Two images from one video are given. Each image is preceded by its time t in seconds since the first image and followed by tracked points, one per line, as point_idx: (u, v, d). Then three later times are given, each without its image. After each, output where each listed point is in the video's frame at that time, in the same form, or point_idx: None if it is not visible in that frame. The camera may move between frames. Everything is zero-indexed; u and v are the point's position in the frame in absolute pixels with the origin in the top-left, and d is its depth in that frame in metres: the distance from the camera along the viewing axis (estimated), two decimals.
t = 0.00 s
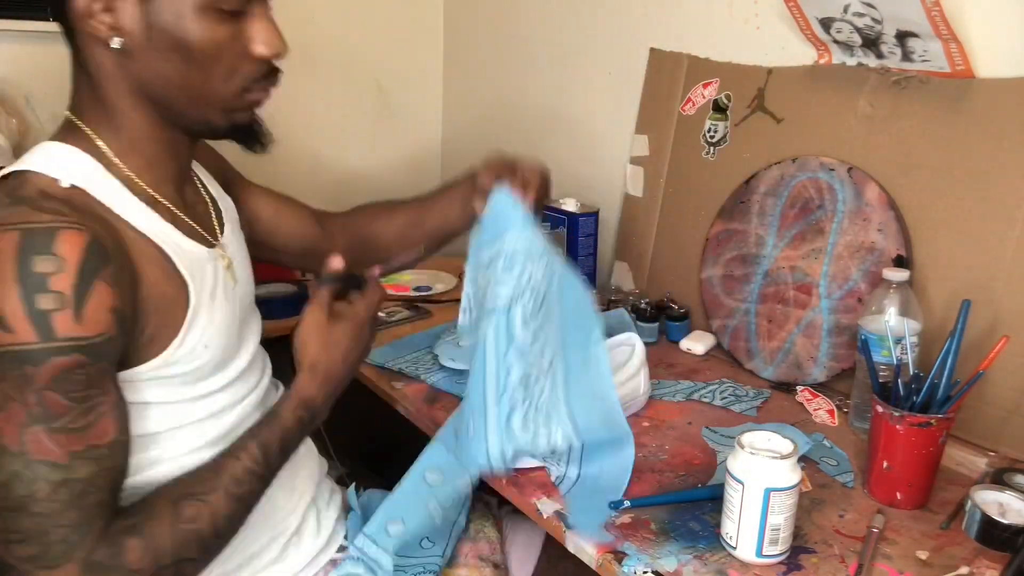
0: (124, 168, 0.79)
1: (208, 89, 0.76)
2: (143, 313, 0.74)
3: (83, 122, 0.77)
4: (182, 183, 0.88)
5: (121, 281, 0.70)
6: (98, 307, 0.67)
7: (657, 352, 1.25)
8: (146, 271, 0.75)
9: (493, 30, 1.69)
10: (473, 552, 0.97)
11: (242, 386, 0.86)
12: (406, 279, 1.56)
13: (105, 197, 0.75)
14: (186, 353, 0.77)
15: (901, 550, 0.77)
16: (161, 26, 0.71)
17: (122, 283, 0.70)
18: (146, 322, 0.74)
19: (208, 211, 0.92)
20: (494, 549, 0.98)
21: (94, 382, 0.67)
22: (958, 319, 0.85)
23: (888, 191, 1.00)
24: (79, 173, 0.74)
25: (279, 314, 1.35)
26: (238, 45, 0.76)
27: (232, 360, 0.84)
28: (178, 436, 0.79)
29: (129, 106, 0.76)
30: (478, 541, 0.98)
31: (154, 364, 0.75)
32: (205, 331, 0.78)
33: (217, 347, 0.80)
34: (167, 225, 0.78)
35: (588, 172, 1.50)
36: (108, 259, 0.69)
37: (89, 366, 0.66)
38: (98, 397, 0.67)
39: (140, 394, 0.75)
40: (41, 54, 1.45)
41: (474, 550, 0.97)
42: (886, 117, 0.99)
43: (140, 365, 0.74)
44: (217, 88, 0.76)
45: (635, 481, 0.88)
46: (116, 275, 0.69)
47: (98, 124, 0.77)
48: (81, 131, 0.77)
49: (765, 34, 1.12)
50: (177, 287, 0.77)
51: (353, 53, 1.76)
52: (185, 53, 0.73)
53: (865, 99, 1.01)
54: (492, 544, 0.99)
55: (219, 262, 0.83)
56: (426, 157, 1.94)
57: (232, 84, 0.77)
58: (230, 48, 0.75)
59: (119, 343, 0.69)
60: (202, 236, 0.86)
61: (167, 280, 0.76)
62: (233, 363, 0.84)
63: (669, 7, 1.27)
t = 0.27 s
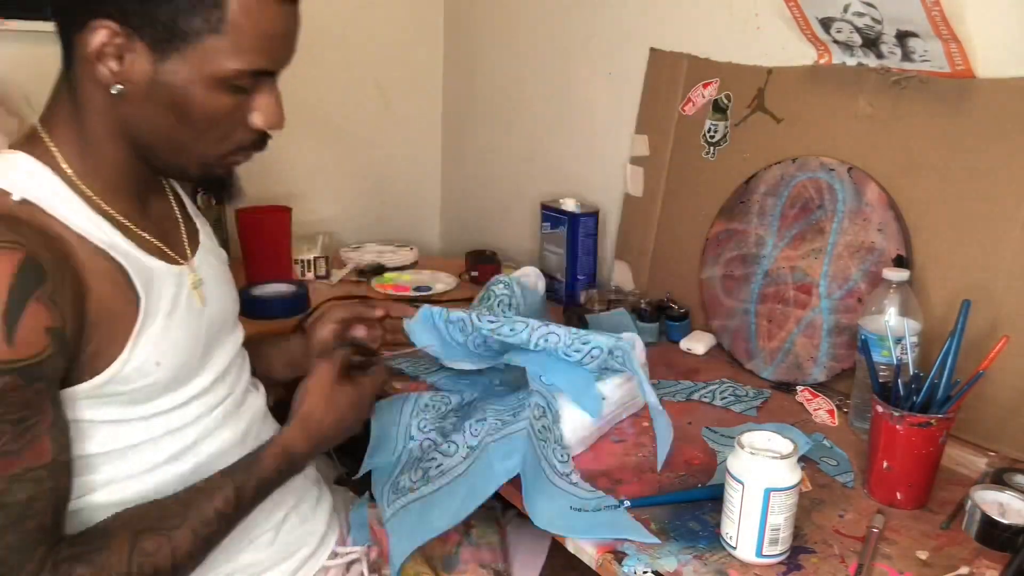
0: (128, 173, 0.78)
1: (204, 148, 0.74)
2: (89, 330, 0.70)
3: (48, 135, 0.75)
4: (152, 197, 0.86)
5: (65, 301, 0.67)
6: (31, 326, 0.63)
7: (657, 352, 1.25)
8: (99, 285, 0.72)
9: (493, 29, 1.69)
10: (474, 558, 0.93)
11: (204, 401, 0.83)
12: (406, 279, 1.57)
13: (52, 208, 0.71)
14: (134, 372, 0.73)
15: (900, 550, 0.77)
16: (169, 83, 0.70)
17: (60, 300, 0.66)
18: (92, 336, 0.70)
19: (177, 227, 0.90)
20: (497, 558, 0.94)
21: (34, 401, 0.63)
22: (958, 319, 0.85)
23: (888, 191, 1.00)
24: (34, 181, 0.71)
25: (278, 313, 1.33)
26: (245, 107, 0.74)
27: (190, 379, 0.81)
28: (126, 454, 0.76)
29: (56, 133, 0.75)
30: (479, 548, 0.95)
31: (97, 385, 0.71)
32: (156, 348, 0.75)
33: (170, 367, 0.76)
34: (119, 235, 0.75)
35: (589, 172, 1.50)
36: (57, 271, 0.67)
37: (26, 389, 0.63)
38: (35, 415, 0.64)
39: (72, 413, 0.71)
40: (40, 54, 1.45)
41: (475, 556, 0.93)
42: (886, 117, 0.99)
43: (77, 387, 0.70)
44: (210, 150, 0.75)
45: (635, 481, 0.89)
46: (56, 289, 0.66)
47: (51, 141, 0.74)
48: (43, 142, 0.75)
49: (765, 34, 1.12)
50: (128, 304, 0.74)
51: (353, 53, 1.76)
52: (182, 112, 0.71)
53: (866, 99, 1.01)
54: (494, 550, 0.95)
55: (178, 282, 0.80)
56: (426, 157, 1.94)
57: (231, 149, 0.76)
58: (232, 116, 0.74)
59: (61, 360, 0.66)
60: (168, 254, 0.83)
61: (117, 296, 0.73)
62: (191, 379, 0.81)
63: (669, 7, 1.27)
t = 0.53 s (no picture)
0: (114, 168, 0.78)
1: (180, 139, 0.74)
2: (64, 325, 0.70)
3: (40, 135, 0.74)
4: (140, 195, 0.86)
5: (36, 289, 0.66)
6: None
7: (658, 352, 1.25)
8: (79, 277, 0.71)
9: (493, 29, 1.69)
10: (474, 559, 0.92)
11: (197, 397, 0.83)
12: (406, 279, 1.56)
13: (33, 199, 0.71)
14: (122, 365, 0.73)
15: (900, 550, 0.77)
16: (137, 75, 0.70)
17: (33, 289, 0.66)
18: (68, 330, 0.70)
19: (170, 227, 0.90)
20: (496, 558, 0.93)
21: None
22: (958, 319, 0.85)
23: (887, 191, 1.00)
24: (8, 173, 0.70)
25: (278, 313, 1.33)
26: (220, 97, 0.74)
27: (181, 374, 0.81)
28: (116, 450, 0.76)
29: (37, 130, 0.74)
30: (478, 548, 0.94)
31: (83, 378, 0.71)
32: (143, 341, 0.75)
33: (159, 360, 0.77)
34: (105, 228, 0.75)
35: (588, 172, 1.50)
36: (31, 258, 0.67)
37: None
38: None
39: (57, 406, 0.71)
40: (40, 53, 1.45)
41: (475, 557, 0.92)
42: (886, 117, 0.99)
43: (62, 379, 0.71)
44: (188, 141, 0.75)
45: (635, 481, 0.89)
46: (29, 279, 0.66)
47: (48, 140, 0.74)
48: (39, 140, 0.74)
49: (765, 33, 1.12)
50: (112, 297, 0.73)
51: (353, 53, 1.76)
52: (152, 102, 0.71)
53: (865, 99, 1.01)
54: (493, 551, 0.94)
55: (169, 277, 0.80)
56: (426, 157, 1.94)
57: (206, 140, 0.76)
58: (207, 108, 0.73)
59: (28, 351, 0.65)
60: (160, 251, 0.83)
61: (100, 289, 0.73)
62: (183, 375, 0.81)
63: (669, 6, 1.27)
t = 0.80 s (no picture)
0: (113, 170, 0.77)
1: (173, 161, 0.73)
2: (57, 325, 0.69)
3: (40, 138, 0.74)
4: (143, 201, 0.85)
5: (33, 286, 0.65)
6: None
7: (658, 352, 1.25)
8: (75, 279, 0.71)
9: (493, 29, 1.69)
10: (473, 560, 0.90)
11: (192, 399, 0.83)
12: (406, 279, 1.57)
13: (29, 198, 0.70)
14: (118, 367, 0.73)
15: (901, 550, 0.77)
16: (122, 104, 0.69)
17: (31, 284, 0.65)
18: (61, 330, 0.69)
19: (172, 232, 0.89)
20: (496, 559, 0.91)
21: None
22: (958, 319, 0.85)
23: (887, 191, 1.00)
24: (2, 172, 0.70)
25: (277, 314, 1.33)
26: (210, 121, 0.72)
27: (177, 377, 0.81)
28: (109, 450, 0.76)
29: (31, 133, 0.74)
30: (478, 549, 0.92)
31: (80, 379, 0.71)
32: (140, 342, 0.75)
33: (155, 361, 0.77)
34: (106, 230, 0.75)
35: (588, 172, 1.50)
36: (31, 257, 0.66)
37: None
38: None
39: (53, 407, 0.71)
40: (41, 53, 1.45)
41: (474, 558, 0.90)
42: (886, 117, 0.99)
43: (59, 379, 0.70)
44: (180, 164, 0.74)
45: (635, 481, 0.88)
46: (26, 275, 0.65)
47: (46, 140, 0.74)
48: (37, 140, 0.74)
49: (765, 33, 1.12)
50: (110, 299, 0.73)
51: (352, 53, 1.76)
52: (139, 129, 0.70)
53: (866, 99, 1.01)
54: (493, 552, 0.92)
55: (167, 279, 0.80)
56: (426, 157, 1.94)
57: (200, 162, 0.74)
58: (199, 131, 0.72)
59: (21, 348, 0.64)
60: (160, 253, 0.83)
61: (98, 290, 0.72)
62: (179, 376, 0.81)
63: (669, 7, 1.27)
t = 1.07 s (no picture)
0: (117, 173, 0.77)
1: (179, 164, 0.74)
2: (53, 322, 0.69)
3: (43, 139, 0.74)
4: (147, 201, 0.85)
5: (31, 282, 0.65)
6: None
7: (657, 352, 1.25)
8: (72, 278, 0.70)
9: (493, 29, 1.69)
10: (473, 561, 0.92)
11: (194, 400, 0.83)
12: (405, 279, 1.57)
13: (36, 199, 0.70)
14: (118, 366, 0.73)
15: (901, 550, 0.77)
16: (135, 102, 0.69)
17: (27, 282, 0.64)
18: (57, 329, 0.69)
19: (174, 232, 0.89)
20: (496, 558, 0.93)
21: None
22: (958, 319, 0.85)
23: (887, 191, 1.00)
24: (8, 171, 0.70)
25: (277, 314, 1.33)
26: (221, 125, 0.73)
27: (178, 377, 0.81)
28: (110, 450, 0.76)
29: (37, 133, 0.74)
30: (478, 550, 0.93)
31: (80, 378, 0.71)
32: (140, 342, 0.75)
33: (155, 361, 0.77)
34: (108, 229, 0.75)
35: (588, 172, 1.50)
36: (27, 255, 0.65)
37: None
38: None
39: (53, 405, 0.71)
40: (39, 54, 1.45)
41: (475, 559, 0.92)
42: (886, 117, 0.99)
43: (59, 379, 0.70)
44: (187, 168, 0.74)
45: (635, 481, 0.89)
46: (22, 273, 0.64)
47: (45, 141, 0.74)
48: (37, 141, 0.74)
49: (765, 33, 1.12)
50: (108, 297, 0.73)
51: (352, 52, 1.75)
52: (150, 128, 0.71)
53: (866, 99, 1.01)
54: (493, 553, 0.93)
55: (168, 279, 0.80)
56: (426, 156, 1.94)
57: (205, 166, 0.75)
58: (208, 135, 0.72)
59: (14, 346, 0.63)
60: (162, 253, 0.83)
61: (96, 289, 0.72)
62: (180, 377, 0.81)
63: (669, 7, 1.27)
